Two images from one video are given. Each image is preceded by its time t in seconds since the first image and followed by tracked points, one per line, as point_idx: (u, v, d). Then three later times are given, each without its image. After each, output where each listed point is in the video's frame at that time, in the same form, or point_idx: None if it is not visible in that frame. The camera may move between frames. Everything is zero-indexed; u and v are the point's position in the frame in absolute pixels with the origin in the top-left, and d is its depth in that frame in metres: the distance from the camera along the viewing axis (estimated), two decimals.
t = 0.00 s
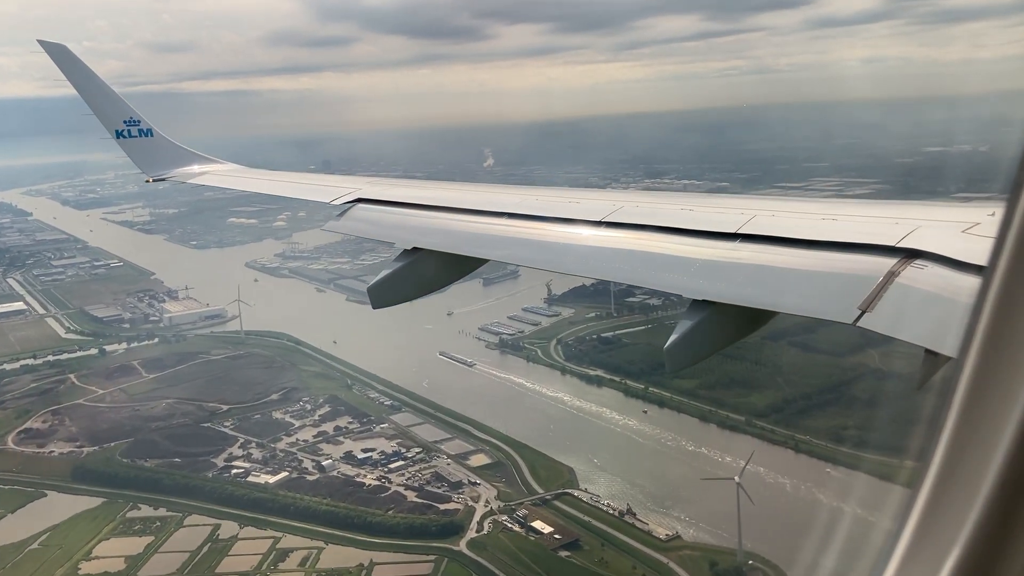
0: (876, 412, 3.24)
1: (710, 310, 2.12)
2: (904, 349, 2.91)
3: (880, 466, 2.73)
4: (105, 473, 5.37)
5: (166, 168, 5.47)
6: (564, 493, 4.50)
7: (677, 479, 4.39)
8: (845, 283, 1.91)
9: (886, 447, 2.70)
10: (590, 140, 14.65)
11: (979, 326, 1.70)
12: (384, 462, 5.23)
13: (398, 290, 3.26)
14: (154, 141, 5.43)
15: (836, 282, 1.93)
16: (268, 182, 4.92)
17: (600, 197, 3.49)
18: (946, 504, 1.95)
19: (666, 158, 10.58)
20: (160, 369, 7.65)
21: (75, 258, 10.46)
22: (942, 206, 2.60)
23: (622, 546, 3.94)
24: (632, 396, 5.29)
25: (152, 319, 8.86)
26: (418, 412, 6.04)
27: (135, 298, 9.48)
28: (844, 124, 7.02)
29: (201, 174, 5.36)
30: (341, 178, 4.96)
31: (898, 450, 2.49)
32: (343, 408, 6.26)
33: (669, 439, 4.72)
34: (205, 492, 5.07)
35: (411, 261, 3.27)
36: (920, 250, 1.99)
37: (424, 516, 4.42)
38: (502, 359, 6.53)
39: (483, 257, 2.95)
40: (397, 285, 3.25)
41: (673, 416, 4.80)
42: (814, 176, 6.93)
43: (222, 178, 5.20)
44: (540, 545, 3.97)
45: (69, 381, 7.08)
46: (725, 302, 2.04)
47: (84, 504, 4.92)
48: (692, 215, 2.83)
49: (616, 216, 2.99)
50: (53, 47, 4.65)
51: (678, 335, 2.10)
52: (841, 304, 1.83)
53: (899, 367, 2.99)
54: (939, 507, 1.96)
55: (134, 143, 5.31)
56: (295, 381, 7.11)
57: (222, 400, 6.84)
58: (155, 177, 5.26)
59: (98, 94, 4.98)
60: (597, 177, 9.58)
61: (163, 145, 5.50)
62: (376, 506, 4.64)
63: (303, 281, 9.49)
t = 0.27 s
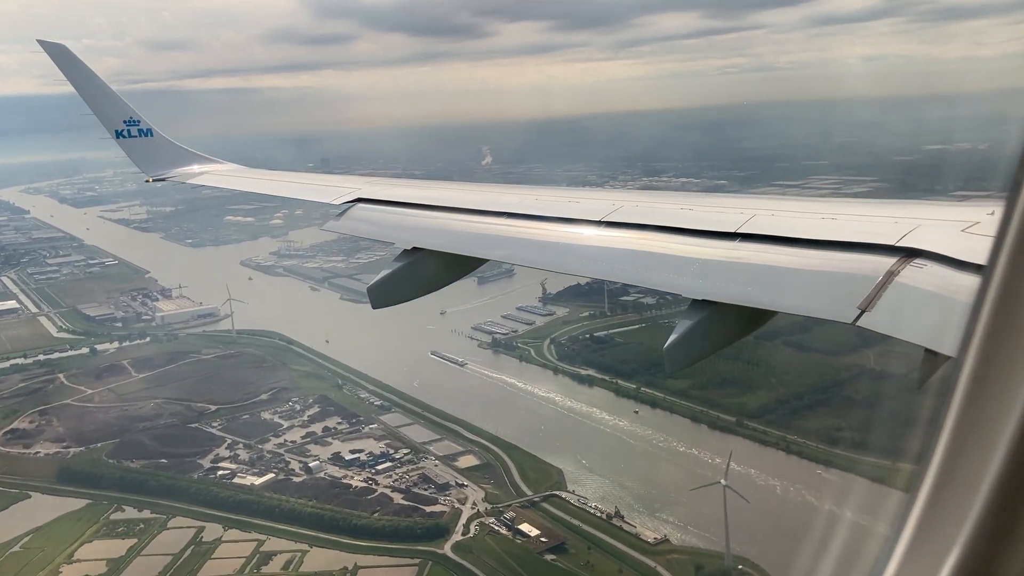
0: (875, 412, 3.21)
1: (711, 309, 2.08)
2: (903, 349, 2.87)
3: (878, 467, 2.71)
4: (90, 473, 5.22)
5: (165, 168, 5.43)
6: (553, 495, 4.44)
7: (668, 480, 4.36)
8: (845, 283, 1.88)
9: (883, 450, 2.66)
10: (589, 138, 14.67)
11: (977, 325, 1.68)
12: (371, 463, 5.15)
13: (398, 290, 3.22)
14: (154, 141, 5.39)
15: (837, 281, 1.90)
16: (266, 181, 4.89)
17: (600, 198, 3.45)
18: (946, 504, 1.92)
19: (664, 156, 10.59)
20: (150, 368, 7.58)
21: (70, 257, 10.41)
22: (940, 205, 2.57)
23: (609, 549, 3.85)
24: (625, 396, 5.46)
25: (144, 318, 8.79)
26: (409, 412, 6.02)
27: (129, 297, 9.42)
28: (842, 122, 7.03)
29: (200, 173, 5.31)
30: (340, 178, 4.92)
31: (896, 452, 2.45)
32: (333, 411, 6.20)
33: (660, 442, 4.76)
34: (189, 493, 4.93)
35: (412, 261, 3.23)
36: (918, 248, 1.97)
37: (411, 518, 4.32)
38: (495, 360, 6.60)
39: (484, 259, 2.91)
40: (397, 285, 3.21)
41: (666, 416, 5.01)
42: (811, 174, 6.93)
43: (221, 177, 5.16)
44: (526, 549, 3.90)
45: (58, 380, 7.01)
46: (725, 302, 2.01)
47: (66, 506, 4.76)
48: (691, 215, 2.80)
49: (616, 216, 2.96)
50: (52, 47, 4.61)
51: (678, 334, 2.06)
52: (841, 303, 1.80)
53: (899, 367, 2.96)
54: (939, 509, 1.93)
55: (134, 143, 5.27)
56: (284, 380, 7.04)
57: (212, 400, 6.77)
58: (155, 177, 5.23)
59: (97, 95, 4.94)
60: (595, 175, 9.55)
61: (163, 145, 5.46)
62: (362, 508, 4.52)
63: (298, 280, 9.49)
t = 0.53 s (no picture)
0: (874, 412, 3.19)
1: (712, 307, 2.05)
2: (904, 349, 2.85)
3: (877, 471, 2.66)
4: (75, 475, 5.15)
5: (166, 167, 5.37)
6: (541, 499, 4.43)
7: (657, 483, 4.37)
8: (846, 282, 1.86)
9: (881, 452, 2.62)
10: (587, 136, 14.67)
11: (979, 325, 1.66)
12: (359, 466, 5.13)
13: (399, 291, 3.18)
14: (154, 141, 5.33)
15: (839, 281, 1.87)
16: (268, 181, 4.86)
17: (602, 196, 3.43)
18: (946, 504, 1.90)
19: (662, 154, 10.60)
20: (138, 369, 7.53)
21: (64, 255, 10.37)
22: (940, 204, 2.54)
23: (597, 553, 3.84)
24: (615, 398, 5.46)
25: (137, 318, 8.75)
26: (397, 416, 5.98)
27: (123, 296, 9.38)
28: (842, 120, 7.02)
29: (201, 172, 5.26)
30: (341, 177, 4.89)
31: (895, 455, 2.42)
32: (320, 412, 6.16)
33: (652, 442, 4.77)
34: (173, 496, 4.88)
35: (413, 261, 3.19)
36: (920, 248, 1.94)
37: (397, 520, 4.29)
38: (488, 360, 6.63)
39: (485, 258, 2.88)
40: (398, 285, 3.16)
41: (659, 419, 4.88)
42: (811, 172, 6.92)
43: (223, 176, 5.13)
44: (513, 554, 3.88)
45: (47, 381, 6.97)
46: (725, 302, 1.98)
47: (51, 509, 4.70)
48: (693, 214, 2.77)
49: (617, 215, 2.93)
50: (50, 46, 4.56)
51: (678, 333, 2.02)
52: (842, 302, 1.77)
53: (899, 367, 2.93)
54: (939, 510, 1.91)
55: (135, 142, 5.21)
56: (273, 381, 7.02)
57: (199, 400, 6.73)
58: (155, 177, 5.17)
59: (96, 93, 4.90)
60: (593, 173, 9.51)
61: (163, 144, 5.41)
62: (348, 511, 4.48)
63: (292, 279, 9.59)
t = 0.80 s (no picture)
0: (873, 413, 3.14)
1: (712, 305, 2.02)
2: (904, 350, 2.80)
3: (875, 475, 2.63)
4: (61, 480, 5.07)
5: (167, 166, 5.30)
6: (531, 502, 4.36)
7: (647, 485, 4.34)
8: (847, 280, 1.82)
9: (881, 456, 2.57)
10: (587, 136, 14.68)
11: (981, 322, 1.62)
12: (346, 468, 5.10)
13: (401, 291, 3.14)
14: (156, 139, 5.26)
15: (841, 279, 1.83)
16: (269, 181, 4.81)
17: (602, 195, 3.40)
18: (949, 509, 1.84)
19: (661, 154, 10.60)
20: (128, 370, 7.47)
21: (60, 255, 10.34)
22: (938, 202, 2.50)
23: (584, 557, 3.75)
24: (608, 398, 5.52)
25: (130, 318, 8.70)
26: (386, 418, 5.95)
27: (117, 296, 9.35)
28: (843, 120, 7.00)
29: (203, 171, 5.20)
30: (342, 176, 4.84)
31: (895, 460, 2.37)
32: (311, 413, 6.16)
33: (644, 445, 4.78)
34: (157, 500, 4.80)
35: (414, 260, 3.14)
36: (921, 246, 1.90)
37: (383, 525, 4.26)
38: (481, 360, 6.71)
39: (484, 256, 2.84)
40: (400, 284, 3.12)
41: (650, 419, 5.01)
42: (810, 172, 6.91)
43: (224, 175, 5.09)
44: (499, 559, 3.79)
45: (37, 382, 6.94)
46: (726, 301, 1.94)
47: (34, 513, 4.61)
48: (695, 213, 2.73)
49: (618, 214, 2.89)
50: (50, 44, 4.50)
51: (679, 331, 1.99)
52: (843, 301, 1.73)
53: (899, 368, 2.89)
54: (941, 512, 1.86)
55: (136, 141, 5.14)
56: (263, 382, 6.99)
57: (187, 402, 6.69)
58: (157, 176, 5.08)
59: (97, 91, 4.82)
60: (592, 173, 9.47)
61: (165, 142, 5.34)
62: (334, 515, 4.41)
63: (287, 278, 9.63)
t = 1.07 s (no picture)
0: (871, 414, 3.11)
1: (713, 303, 1.99)
2: (903, 351, 2.77)
3: (871, 480, 2.61)
4: (48, 482, 5.02)
5: (169, 164, 5.26)
6: (519, 506, 4.35)
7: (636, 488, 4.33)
8: (847, 278, 1.79)
9: (879, 460, 2.54)
10: (587, 136, 14.67)
11: (981, 321, 1.60)
12: (334, 471, 5.07)
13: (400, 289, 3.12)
14: (158, 137, 5.23)
15: (842, 277, 1.80)
16: (270, 179, 4.79)
17: (604, 193, 3.38)
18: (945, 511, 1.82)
19: (661, 154, 10.59)
20: (119, 371, 7.43)
21: (56, 255, 10.32)
22: (937, 200, 2.47)
23: (571, 563, 3.73)
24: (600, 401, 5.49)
25: (124, 318, 8.67)
26: (376, 419, 5.93)
27: (111, 296, 9.33)
28: (844, 120, 6.98)
29: (204, 169, 5.17)
30: (342, 174, 4.81)
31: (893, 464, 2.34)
32: (301, 414, 6.14)
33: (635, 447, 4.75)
34: (144, 502, 4.77)
35: (414, 259, 3.12)
36: (922, 245, 1.87)
37: (370, 529, 4.24)
38: (474, 363, 6.67)
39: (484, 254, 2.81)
40: (400, 283, 3.10)
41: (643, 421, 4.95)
42: (810, 172, 6.89)
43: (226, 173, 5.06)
44: (486, 563, 3.78)
45: (27, 383, 6.92)
46: (724, 298, 1.92)
47: (20, 514, 4.56)
48: (696, 211, 2.71)
49: (619, 212, 2.87)
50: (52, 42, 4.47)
51: (679, 330, 1.97)
52: (844, 298, 1.71)
53: (899, 369, 2.86)
54: (939, 514, 1.84)
55: (138, 139, 5.11)
56: (253, 383, 6.97)
57: (176, 404, 6.66)
58: (158, 174, 5.04)
59: (99, 89, 4.80)
60: (591, 173, 9.45)
61: (167, 140, 5.30)
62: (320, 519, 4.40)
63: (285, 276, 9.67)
